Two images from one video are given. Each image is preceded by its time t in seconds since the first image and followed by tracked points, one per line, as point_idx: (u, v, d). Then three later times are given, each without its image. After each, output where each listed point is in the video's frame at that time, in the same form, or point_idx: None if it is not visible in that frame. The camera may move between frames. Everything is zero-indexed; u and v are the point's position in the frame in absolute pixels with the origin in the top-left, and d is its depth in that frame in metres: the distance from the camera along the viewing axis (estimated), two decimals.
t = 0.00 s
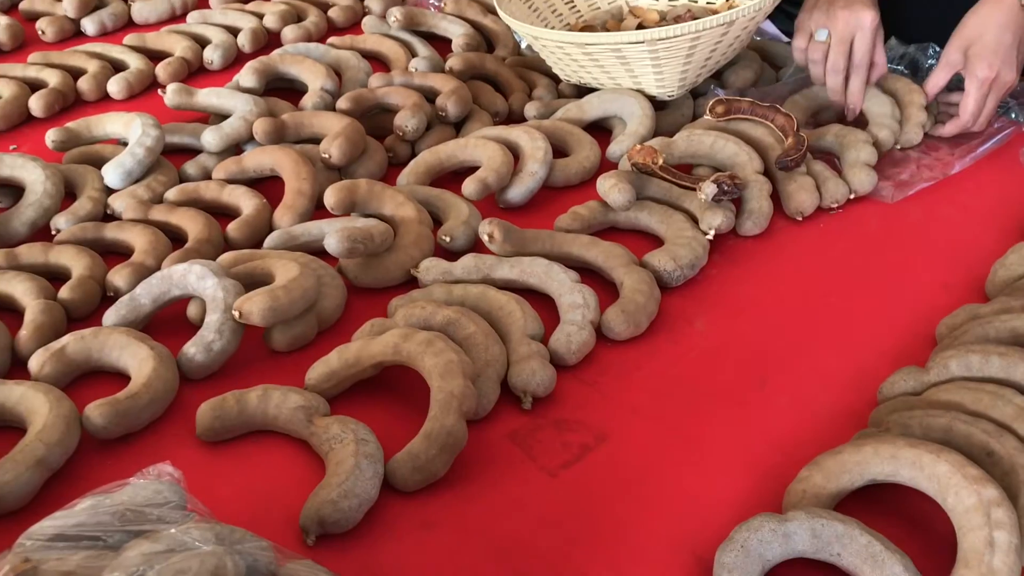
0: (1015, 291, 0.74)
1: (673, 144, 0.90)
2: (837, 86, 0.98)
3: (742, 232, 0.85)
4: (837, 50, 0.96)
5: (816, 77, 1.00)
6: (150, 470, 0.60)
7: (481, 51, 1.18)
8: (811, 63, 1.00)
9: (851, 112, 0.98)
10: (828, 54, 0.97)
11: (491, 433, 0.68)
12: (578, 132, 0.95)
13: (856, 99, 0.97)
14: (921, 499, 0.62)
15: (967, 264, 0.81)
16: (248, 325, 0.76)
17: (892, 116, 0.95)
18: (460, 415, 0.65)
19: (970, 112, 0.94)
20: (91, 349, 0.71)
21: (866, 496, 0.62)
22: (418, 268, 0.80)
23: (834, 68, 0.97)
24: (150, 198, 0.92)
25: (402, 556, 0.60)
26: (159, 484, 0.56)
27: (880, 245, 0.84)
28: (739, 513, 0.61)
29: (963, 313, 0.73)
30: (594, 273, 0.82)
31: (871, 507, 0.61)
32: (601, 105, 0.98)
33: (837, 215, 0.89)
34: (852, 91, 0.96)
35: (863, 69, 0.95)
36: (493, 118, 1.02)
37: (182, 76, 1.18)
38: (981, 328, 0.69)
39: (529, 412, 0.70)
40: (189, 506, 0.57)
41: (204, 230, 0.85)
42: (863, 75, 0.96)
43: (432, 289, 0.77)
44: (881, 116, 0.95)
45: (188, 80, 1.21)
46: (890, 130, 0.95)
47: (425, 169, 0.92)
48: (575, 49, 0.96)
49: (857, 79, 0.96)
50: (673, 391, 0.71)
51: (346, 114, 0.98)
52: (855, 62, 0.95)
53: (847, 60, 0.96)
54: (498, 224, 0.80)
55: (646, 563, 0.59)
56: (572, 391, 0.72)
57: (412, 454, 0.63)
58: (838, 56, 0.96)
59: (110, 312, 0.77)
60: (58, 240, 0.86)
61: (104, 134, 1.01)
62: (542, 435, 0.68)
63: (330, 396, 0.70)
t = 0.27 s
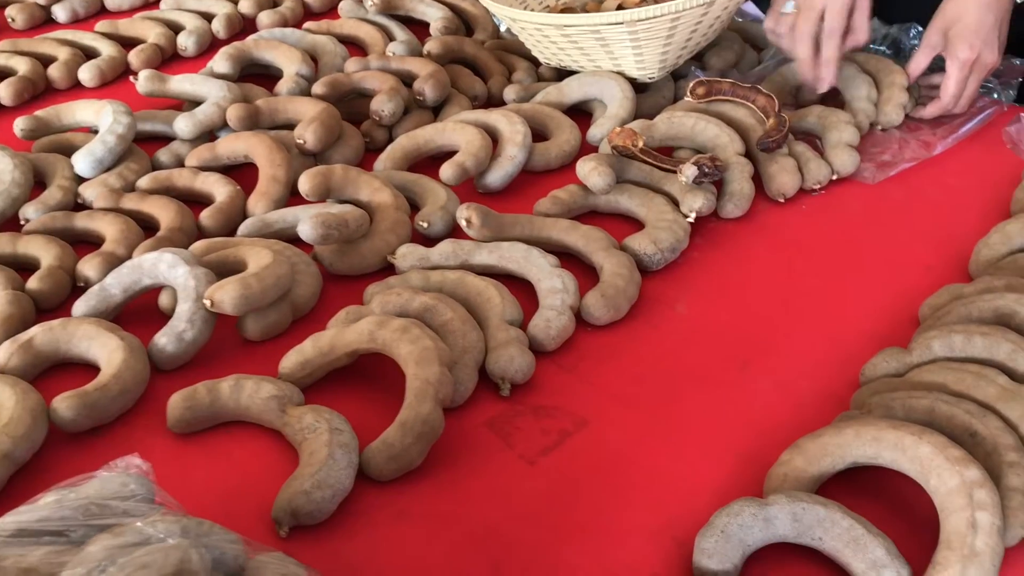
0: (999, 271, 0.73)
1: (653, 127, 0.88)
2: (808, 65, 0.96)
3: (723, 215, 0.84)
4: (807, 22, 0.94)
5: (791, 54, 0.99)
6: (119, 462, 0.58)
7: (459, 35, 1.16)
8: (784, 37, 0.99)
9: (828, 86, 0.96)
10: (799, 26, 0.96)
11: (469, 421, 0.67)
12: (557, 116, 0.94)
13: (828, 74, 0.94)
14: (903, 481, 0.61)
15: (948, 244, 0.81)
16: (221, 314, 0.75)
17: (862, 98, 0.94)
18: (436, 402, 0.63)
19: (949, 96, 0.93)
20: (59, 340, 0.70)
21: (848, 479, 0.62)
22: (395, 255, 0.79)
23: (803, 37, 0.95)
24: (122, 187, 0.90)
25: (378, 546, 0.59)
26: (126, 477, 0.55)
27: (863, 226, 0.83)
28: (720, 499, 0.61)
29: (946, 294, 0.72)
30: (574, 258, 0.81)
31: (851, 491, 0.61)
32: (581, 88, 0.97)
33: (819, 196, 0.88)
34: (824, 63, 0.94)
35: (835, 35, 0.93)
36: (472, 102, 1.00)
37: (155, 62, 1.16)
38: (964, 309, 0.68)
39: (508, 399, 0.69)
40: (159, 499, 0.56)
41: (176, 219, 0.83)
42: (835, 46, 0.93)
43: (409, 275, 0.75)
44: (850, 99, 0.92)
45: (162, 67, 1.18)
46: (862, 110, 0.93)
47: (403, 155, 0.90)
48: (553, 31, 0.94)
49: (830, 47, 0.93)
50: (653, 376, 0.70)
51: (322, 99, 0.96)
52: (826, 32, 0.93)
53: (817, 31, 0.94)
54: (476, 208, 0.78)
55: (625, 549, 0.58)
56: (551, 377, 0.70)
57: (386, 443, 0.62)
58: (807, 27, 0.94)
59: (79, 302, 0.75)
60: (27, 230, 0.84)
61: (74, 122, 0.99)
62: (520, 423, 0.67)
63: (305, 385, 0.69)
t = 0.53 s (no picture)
0: (966, 252, 0.73)
1: (621, 111, 0.87)
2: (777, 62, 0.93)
3: (691, 199, 0.83)
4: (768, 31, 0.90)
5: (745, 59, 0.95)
6: (69, 460, 0.57)
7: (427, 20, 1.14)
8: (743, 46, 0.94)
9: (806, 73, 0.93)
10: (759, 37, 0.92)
11: (431, 411, 0.66)
12: (524, 101, 0.92)
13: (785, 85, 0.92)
14: (868, 464, 0.61)
15: (917, 225, 0.80)
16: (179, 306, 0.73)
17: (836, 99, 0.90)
18: (396, 393, 0.62)
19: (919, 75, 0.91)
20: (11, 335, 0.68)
21: (814, 463, 0.61)
22: (357, 244, 0.77)
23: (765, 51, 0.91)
24: (79, 178, 0.88)
25: (336, 541, 0.58)
26: (75, 474, 0.53)
27: (831, 209, 0.83)
28: (684, 485, 0.60)
29: (913, 275, 0.71)
30: (541, 245, 0.80)
31: (816, 475, 0.60)
32: (548, 73, 0.95)
33: (788, 179, 0.87)
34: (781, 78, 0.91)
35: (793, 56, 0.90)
36: (438, 88, 0.98)
37: (116, 51, 1.13)
38: (930, 290, 0.68)
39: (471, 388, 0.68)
40: (108, 497, 0.54)
41: (134, 211, 0.81)
42: (793, 62, 0.90)
43: (371, 265, 0.74)
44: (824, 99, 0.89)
45: (123, 57, 1.16)
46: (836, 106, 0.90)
47: (367, 143, 0.88)
48: (519, 14, 0.92)
49: (787, 66, 0.91)
50: (619, 362, 0.69)
51: (284, 87, 0.94)
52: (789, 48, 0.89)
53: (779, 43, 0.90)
54: (440, 195, 0.76)
55: (587, 538, 0.57)
56: (515, 366, 0.69)
57: (345, 435, 0.60)
58: (768, 38, 0.90)
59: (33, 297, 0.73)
60: None
61: (31, 113, 0.97)
62: (483, 412, 0.66)
63: (263, 377, 0.67)
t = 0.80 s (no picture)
0: (929, 232, 0.72)
1: (585, 95, 0.86)
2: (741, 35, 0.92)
3: (654, 182, 0.82)
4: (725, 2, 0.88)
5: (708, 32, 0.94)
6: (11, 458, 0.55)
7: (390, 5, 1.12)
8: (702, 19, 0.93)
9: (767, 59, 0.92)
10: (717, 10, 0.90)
11: (388, 401, 0.65)
12: (486, 86, 0.91)
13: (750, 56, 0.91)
14: (829, 447, 0.60)
15: (880, 205, 0.79)
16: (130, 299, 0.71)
17: (807, 69, 0.89)
18: (351, 384, 0.61)
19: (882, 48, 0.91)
20: None
21: (774, 446, 0.61)
22: (314, 233, 0.76)
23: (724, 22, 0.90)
24: (30, 170, 0.86)
25: (290, 535, 0.56)
26: (15, 472, 0.51)
27: (795, 190, 0.82)
28: (644, 471, 0.59)
29: (876, 255, 0.71)
30: (502, 232, 0.78)
31: (776, 459, 0.59)
32: (511, 58, 0.94)
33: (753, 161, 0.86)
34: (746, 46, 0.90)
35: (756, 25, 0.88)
36: (400, 74, 0.97)
37: (70, 41, 1.10)
38: (892, 270, 0.67)
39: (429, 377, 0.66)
40: (51, 495, 0.52)
41: (85, 201, 0.79)
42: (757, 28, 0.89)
43: (328, 254, 0.72)
44: (797, 62, 0.89)
45: (78, 47, 1.13)
46: (807, 75, 0.89)
47: (326, 130, 0.87)
48: None
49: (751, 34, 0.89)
50: (580, 348, 0.68)
51: (241, 75, 0.92)
52: (751, 10, 0.88)
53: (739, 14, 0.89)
54: (398, 182, 0.75)
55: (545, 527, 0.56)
56: (474, 353, 0.68)
57: (298, 427, 0.59)
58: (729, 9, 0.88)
59: None
60: None
61: None
62: (442, 402, 0.64)
63: (216, 370, 0.66)
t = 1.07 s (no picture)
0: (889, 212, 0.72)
1: (546, 79, 0.84)
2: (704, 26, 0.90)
3: (616, 166, 0.81)
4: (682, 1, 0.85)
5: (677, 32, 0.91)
6: None
7: None
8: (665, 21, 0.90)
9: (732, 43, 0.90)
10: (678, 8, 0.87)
11: (342, 391, 0.63)
12: (446, 70, 0.89)
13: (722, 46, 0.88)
14: (786, 429, 0.60)
15: (842, 185, 0.79)
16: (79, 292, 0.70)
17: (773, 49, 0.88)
18: (302, 373, 0.59)
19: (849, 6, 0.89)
20: None
21: (732, 428, 0.60)
22: (268, 222, 0.74)
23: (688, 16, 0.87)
24: None
25: (240, 530, 0.55)
26: None
27: (758, 172, 0.81)
28: (600, 456, 0.58)
29: (836, 235, 0.70)
30: (461, 218, 0.77)
31: (733, 441, 0.59)
32: (472, 42, 0.92)
33: (715, 143, 0.85)
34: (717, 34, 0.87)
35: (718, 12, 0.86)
36: (359, 59, 0.95)
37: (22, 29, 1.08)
38: (851, 250, 0.67)
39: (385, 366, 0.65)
40: None
41: (33, 192, 0.76)
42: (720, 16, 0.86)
43: (282, 242, 0.71)
44: (761, 44, 0.87)
45: (31, 36, 1.11)
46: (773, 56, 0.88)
47: (282, 117, 0.85)
48: None
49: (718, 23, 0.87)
50: (538, 334, 0.67)
51: (196, 61, 0.90)
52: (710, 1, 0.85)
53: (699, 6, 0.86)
54: (354, 168, 0.73)
55: (499, 515, 0.55)
56: (430, 341, 0.67)
57: (247, 418, 0.58)
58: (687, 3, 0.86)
59: None
60: None
61: None
62: (397, 390, 0.63)
63: (166, 362, 0.64)
